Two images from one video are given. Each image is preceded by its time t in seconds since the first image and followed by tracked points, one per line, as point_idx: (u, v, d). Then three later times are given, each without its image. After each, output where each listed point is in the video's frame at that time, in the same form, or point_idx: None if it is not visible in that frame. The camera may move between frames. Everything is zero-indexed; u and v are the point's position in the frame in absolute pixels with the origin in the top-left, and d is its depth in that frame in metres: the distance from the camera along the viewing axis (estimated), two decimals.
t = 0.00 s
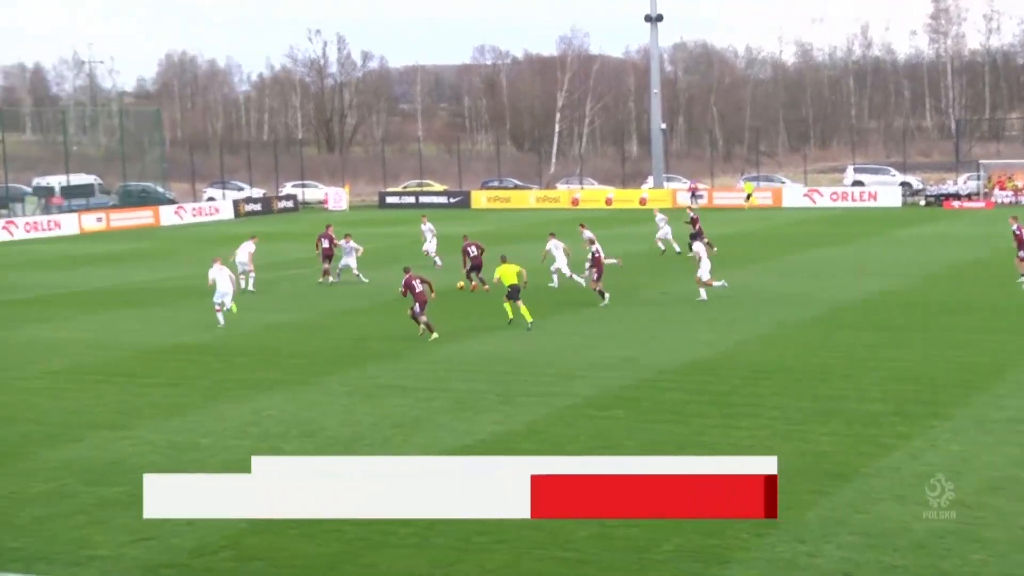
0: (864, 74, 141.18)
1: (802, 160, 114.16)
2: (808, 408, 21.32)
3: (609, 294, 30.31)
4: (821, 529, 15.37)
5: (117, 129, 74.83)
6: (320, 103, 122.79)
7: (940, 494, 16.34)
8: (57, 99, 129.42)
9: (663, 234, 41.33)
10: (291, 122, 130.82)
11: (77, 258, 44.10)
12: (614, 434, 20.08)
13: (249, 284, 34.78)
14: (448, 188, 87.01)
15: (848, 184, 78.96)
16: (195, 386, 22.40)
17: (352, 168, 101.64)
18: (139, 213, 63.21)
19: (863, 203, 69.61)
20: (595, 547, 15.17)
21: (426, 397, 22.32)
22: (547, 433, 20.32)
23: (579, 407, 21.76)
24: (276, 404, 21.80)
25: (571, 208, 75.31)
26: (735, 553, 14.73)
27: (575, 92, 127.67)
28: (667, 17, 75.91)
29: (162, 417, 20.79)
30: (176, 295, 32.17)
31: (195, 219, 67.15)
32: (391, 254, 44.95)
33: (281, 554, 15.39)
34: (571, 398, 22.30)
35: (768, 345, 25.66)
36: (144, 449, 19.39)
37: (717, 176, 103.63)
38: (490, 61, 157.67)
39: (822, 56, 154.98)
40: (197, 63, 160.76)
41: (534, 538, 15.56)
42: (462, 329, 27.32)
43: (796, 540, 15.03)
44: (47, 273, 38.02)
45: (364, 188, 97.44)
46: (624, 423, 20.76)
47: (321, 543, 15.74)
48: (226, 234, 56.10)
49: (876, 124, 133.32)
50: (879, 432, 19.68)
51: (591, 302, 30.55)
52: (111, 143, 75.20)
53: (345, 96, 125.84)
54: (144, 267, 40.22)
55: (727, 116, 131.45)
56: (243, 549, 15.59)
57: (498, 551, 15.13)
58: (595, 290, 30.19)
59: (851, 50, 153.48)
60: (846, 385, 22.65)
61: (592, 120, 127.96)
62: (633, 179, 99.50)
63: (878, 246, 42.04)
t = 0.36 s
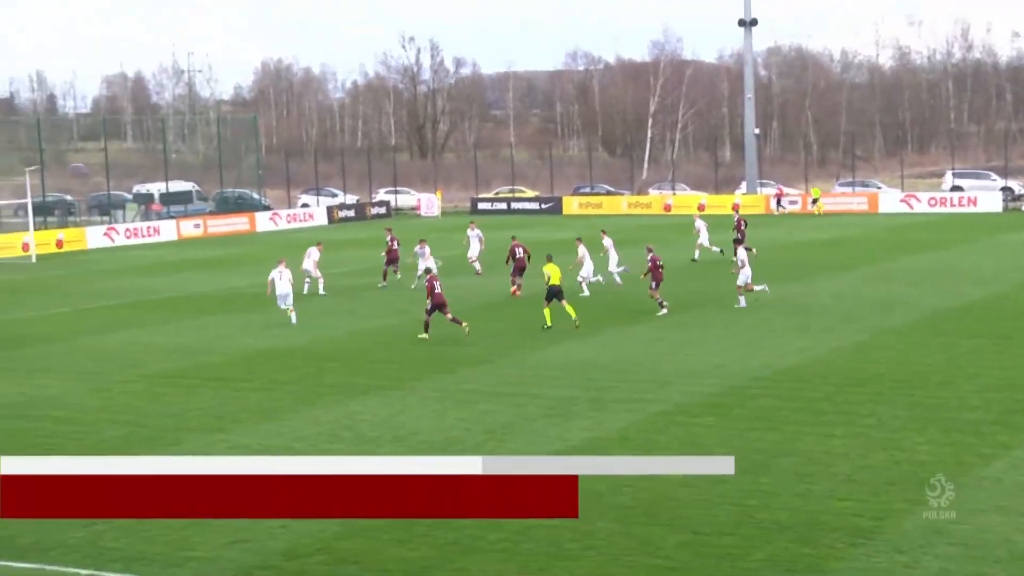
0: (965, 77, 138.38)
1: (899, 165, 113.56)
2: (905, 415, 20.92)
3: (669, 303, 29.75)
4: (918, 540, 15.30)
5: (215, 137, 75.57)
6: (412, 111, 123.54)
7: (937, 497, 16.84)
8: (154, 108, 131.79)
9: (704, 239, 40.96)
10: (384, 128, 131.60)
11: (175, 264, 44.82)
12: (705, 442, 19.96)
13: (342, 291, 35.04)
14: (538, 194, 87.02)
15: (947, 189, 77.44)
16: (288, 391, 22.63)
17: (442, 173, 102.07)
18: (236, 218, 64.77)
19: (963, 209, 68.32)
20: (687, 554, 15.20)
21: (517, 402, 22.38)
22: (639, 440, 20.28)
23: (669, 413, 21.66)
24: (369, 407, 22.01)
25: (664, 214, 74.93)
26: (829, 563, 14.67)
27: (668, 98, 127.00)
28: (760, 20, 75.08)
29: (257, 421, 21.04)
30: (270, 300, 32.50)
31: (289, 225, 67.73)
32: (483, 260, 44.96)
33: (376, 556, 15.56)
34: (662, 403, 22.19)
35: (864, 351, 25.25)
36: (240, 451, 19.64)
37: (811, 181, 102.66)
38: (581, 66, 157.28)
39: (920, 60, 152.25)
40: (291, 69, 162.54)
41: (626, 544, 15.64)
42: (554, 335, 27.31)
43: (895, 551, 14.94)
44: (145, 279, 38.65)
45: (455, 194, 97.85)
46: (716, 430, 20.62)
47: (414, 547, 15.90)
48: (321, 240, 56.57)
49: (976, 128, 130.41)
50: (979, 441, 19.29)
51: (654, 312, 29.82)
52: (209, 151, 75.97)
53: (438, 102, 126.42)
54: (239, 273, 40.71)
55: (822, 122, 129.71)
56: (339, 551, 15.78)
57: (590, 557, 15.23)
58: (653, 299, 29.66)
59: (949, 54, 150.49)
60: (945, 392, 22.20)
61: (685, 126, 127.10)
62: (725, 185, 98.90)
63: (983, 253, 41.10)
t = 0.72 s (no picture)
0: None
1: (976, 163, 111.68)
2: (983, 417, 20.51)
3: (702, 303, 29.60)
4: (994, 543, 15.12)
5: (288, 137, 75.76)
6: (482, 109, 123.65)
7: (941, 496, 16.88)
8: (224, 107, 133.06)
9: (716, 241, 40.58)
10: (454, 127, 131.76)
11: (247, 263, 45.35)
12: (777, 443, 19.80)
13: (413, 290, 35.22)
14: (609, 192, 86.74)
15: None
16: (360, 389, 22.75)
17: (512, 172, 102.06)
18: (307, 217, 65.21)
19: None
20: (758, 555, 15.17)
21: (587, 402, 22.36)
22: (710, 440, 20.17)
23: (741, 413, 21.50)
24: (440, 405, 22.09)
25: (734, 212, 74.38)
26: (903, 565, 14.56)
27: (740, 95, 125.97)
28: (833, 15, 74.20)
29: (329, 418, 21.17)
30: (342, 299, 32.77)
31: (360, 224, 68.77)
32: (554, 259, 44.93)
33: (446, 555, 15.60)
34: (734, 404, 22.01)
35: (940, 352, 24.83)
36: (313, 450, 19.78)
37: (885, 179, 101.42)
38: (650, 63, 156.33)
39: (997, 55, 149.49)
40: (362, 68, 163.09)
41: (696, 545, 15.64)
42: (625, 334, 27.21)
43: (971, 553, 14.80)
44: (218, 278, 39.16)
45: (525, 192, 97.76)
46: (788, 430, 20.42)
47: (484, 546, 15.92)
48: (392, 239, 56.93)
49: None
50: None
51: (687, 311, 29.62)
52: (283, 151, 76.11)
53: (507, 101, 126.32)
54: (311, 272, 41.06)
55: (897, 118, 127.95)
56: (410, 549, 15.85)
57: (661, 558, 15.24)
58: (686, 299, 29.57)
59: None
60: None
61: (757, 123, 125.91)
62: (798, 184, 97.99)
63: None
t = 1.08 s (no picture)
0: None
1: None
2: None
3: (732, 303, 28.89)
4: None
5: (337, 132, 75.21)
6: (536, 103, 122.52)
7: (940, 497, 16.58)
8: (277, 102, 133.31)
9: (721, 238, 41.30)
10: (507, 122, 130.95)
11: (301, 259, 45.10)
12: (839, 444, 19.14)
13: (467, 287, 34.74)
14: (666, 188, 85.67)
15: None
16: (411, 388, 22.32)
17: (567, 167, 101.11)
18: (357, 214, 64.83)
19: None
20: (820, 561, 14.55)
21: (644, 403, 21.78)
22: (771, 442, 19.52)
23: (803, 414, 20.79)
24: (493, 405, 21.59)
25: (794, 208, 73.06)
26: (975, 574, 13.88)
27: (801, 88, 123.97)
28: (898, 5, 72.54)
29: (380, 419, 20.76)
30: (395, 297, 32.37)
31: (411, 220, 68.22)
32: (611, 254, 44.24)
33: (498, 558, 15.12)
34: (795, 405, 21.31)
35: (1011, 352, 23.92)
36: (363, 451, 19.38)
37: (953, 174, 99.28)
38: (710, 55, 154.34)
39: None
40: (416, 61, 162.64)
41: (756, 550, 15.06)
42: (682, 333, 26.56)
43: None
44: (270, 275, 38.94)
45: (580, 187, 96.78)
46: (852, 433, 19.72)
47: (537, 549, 15.42)
48: (447, 235, 56.51)
49: None
50: None
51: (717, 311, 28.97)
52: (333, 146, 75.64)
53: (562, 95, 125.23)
54: (364, 269, 40.71)
55: (964, 110, 125.24)
56: (461, 552, 15.39)
57: (720, 563, 14.66)
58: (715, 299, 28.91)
59: None
60: None
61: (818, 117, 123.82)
62: (861, 178, 96.23)
63: None
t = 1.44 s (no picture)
0: None
1: None
2: None
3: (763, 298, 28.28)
4: None
5: (391, 124, 74.57)
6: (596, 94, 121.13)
7: (938, 495, 16.18)
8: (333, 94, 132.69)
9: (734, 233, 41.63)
10: (566, 112, 129.73)
11: (357, 254, 44.74)
12: (909, 446, 18.37)
13: (523, 282, 34.15)
14: (730, 180, 84.50)
15: None
16: (467, 386, 21.83)
17: (627, 159, 99.95)
18: (411, 208, 64.65)
19: None
20: (892, 567, 13.85)
21: (706, 402, 21.10)
22: (838, 443, 18.77)
23: (872, 414, 20.01)
24: (551, 403, 21.04)
25: (863, 201, 71.76)
26: None
27: (871, 77, 121.76)
28: None
29: (435, 417, 20.29)
30: (448, 293, 31.90)
31: (466, 215, 67.43)
32: (670, 249, 43.42)
33: (557, 560, 14.58)
34: (864, 404, 20.52)
35: None
36: (419, 450, 18.92)
37: None
38: (777, 43, 152.19)
39: None
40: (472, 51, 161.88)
41: (824, 554, 14.39)
42: (746, 331, 25.79)
43: None
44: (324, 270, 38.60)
45: (641, 180, 95.65)
46: (923, 433, 18.92)
47: (597, 552, 14.85)
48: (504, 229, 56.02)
49: None
50: None
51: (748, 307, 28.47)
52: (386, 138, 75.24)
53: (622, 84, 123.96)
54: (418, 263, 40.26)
55: None
56: (519, 553, 14.87)
57: (787, 568, 14.01)
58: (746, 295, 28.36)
59: None
60: None
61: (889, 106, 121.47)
62: (934, 170, 94.29)
63: None
